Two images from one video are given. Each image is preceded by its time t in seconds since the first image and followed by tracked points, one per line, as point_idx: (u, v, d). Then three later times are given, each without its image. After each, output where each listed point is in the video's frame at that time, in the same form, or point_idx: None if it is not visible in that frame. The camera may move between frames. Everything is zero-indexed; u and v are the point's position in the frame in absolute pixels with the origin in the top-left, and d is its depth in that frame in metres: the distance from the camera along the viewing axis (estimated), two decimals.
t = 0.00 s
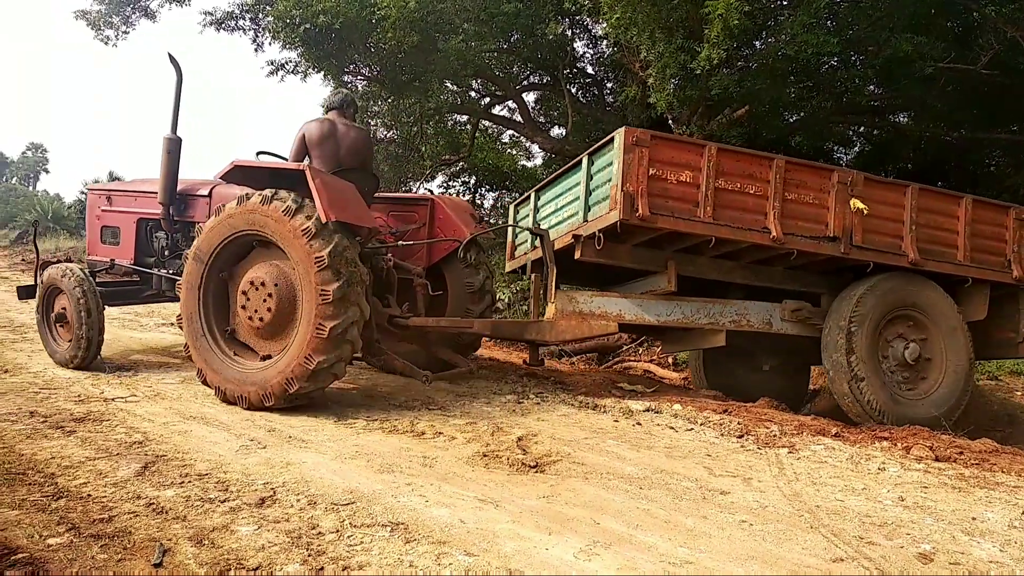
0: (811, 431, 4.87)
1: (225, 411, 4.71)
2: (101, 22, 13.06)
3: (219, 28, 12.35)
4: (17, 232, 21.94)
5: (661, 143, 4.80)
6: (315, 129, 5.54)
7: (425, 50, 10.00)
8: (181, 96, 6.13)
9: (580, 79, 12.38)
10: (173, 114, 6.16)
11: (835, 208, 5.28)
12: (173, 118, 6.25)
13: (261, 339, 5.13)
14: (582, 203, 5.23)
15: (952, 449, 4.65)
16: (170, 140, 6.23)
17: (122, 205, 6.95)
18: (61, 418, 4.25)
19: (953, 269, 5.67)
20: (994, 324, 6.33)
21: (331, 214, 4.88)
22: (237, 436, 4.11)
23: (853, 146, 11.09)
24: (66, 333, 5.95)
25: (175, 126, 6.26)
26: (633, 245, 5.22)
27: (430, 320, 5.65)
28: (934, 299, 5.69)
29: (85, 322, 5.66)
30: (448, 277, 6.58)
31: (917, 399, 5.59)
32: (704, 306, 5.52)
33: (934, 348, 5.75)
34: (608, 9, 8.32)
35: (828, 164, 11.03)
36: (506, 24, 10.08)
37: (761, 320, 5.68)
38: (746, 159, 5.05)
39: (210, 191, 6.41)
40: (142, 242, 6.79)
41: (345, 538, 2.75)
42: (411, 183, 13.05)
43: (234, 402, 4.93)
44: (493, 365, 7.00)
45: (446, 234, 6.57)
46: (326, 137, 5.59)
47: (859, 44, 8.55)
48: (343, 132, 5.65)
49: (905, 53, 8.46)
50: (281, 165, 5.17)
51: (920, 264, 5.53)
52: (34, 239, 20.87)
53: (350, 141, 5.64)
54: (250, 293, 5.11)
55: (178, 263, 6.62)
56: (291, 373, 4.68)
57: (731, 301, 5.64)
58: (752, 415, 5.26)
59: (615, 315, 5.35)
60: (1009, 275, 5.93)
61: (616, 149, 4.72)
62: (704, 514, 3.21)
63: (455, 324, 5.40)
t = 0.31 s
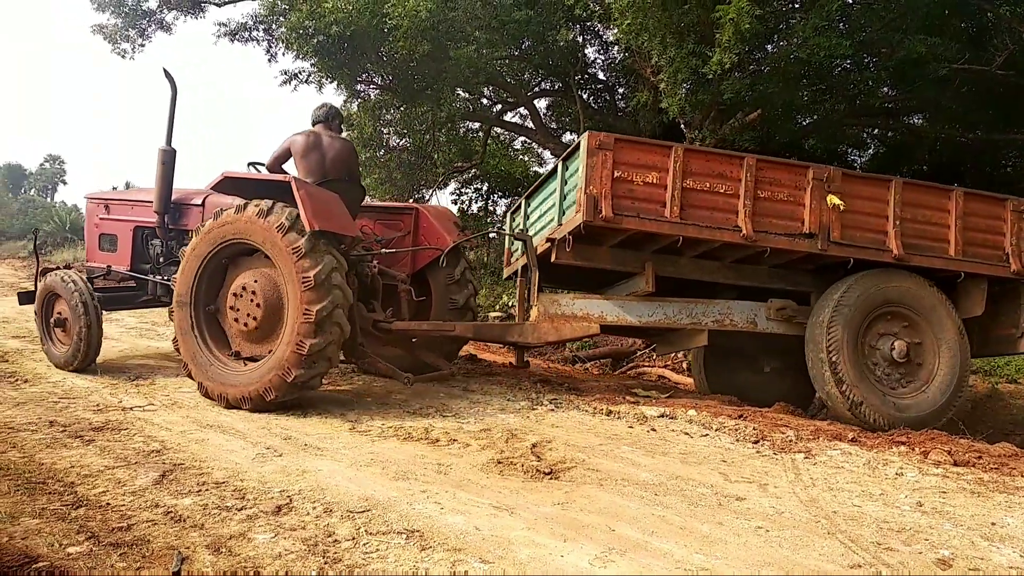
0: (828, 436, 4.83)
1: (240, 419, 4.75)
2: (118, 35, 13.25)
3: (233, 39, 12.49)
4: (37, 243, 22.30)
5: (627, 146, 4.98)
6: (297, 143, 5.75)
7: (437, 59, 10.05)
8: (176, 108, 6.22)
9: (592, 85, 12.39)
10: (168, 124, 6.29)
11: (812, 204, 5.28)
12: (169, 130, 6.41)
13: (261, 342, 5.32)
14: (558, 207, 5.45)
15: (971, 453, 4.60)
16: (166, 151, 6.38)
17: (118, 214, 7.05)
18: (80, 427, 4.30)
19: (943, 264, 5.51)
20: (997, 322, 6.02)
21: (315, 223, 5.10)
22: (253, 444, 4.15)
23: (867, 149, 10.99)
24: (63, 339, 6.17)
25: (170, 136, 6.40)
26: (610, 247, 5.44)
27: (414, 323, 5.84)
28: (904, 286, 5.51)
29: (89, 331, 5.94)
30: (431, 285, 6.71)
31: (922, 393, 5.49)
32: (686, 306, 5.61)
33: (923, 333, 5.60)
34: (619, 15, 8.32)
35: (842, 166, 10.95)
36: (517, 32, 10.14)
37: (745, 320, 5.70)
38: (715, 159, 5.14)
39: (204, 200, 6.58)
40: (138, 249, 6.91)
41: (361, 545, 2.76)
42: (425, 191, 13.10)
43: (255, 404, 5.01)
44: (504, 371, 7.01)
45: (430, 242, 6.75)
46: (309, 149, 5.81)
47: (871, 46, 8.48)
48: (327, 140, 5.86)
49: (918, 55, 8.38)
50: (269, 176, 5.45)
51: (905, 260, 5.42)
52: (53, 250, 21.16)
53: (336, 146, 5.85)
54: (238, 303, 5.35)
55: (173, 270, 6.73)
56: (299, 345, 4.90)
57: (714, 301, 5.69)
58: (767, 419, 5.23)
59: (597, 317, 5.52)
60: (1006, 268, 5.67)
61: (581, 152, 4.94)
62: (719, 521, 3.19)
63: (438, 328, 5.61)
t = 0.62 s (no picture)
0: (841, 437, 4.80)
1: (253, 424, 4.78)
2: (129, 43, 13.39)
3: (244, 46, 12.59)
4: (52, 250, 22.55)
5: (603, 148, 5.09)
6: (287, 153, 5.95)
7: (446, 63, 10.07)
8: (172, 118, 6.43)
9: (601, 87, 12.38)
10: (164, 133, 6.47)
11: (793, 201, 5.27)
12: (166, 138, 6.56)
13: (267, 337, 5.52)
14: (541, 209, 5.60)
15: (986, 454, 4.55)
16: (163, 159, 6.53)
17: (115, 221, 7.18)
18: (94, 433, 4.35)
19: (934, 258, 5.40)
20: (1002, 319, 5.85)
21: (309, 228, 5.38)
22: (266, 448, 4.17)
23: (878, 148, 10.89)
24: (65, 340, 6.39)
25: (167, 145, 6.56)
26: (594, 247, 5.55)
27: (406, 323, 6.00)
28: (874, 284, 5.41)
29: (87, 330, 6.10)
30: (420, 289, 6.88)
31: (921, 381, 5.43)
32: (674, 304, 5.63)
33: (910, 319, 5.49)
34: (627, 17, 8.30)
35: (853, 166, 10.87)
36: (526, 34, 10.17)
37: (733, 318, 5.69)
38: (693, 158, 5.19)
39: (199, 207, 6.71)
40: (135, 255, 7.05)
41: (373, 549, 2.77)
42: (435, 195, 13.12)
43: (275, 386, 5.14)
44: (514, 374, 7.01)
45: (419, 246, 6.87)
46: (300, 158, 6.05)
47: (881, 45, 8.42)
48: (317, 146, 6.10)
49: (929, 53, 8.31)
50: (265, 184, 5.66)
51: (892, 255, 5.34)
52: (68, 255, 21.37)
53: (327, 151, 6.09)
54: (235, 310, 5.59)
55: (169, 274, 6.86)
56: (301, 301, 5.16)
57: (701, 299, 5.69)
58: (779, 421, 5.20)
59: (585, 317, 5.58)
60: (1006, 262, 5.47)
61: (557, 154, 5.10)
62: (732, 523, 3.18)
63: (428, 330, 5.74)
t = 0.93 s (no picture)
0: (853, 436, 4.77)
1: (264, 424, 4.81)
2: (140, 45, 13.48)
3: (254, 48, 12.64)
4: (66, 251, 22.76)
5: (589, 147, 5.23)
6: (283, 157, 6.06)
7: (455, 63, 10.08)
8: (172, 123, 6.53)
9: (609, 85, 12.34)
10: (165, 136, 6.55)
11: (782, 195, 5.26)
12: (166, 141, 6.61)
13: (279, 326, 5.57)
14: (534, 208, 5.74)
15: (1000, 452, 4.51)
16: (163, 164, 6.59)
17: (115, 223, 7.26)
18: (108, 433, 4.39)
19: (928, 251, 5.30)
20: (1007, 314, 5.76)
21: (315, 230, 5.46)
22: (277, 448, 4.20)
23: (890, 144, 10.80)
24: (68, 342, 6.49)
25: (167, 148, 6.63)
26: (587, 244, 5.70)
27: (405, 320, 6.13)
28: (854, 283, 5.34)
29: (91, 327, 6.24)
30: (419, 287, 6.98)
31: (923, 367, 5.35)
32: (668, 301, 5.70)
33: (899, 308, 5.41)
34: (635, 15, 8.28)
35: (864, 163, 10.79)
36: (534, 33, 10.16)
37: (728, 314, 5.71)
38: (680, 154, 5.26)
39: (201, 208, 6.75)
40: (136, 256, 7.14)
41: (385, 548, 2.78)
42: (444, 195, 13.13)
43: (302, 356, 5.22)
44: (523, 373, 7.02)
45: (417, 246, 6.94)
46: (298, 160, 6.19)
47: (892, 41, 8.30)
48: (312, 148, 6.24)
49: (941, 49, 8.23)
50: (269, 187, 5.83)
51: (883, 248, 5.28)
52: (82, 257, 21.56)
53: (323, 153, 6.24)
54: (242, 316, 5.64)
55: (170, 275, 6.96)
56: (295, 260, 5.33)
57: (694, 295, 5.74)
58: (791, 419, 5.17)
59: (580, 313, 5.72)
60: (1004, 255, 5.32)
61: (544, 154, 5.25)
62: (743, 522, 3.17)
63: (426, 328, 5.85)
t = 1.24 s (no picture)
0: (854, 434, 4.76)
1: (266, 420, 4.81)
2: (142, 42, 13.47)
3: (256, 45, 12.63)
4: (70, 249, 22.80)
5: (575, 144, 5.34)
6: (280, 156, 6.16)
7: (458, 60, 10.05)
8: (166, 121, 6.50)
9: (612, 82, 12.31)
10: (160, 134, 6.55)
11: (768, 190, 5.29)
12: (160, 138, 6.63)
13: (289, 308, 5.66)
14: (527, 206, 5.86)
15: (1001, 451, 4.50)
16: (158, 161, 6.59)
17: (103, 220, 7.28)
18: (110, 429, 4.40)
19: (917, 246, 5.27)
20: (1006, 310, 5.62)
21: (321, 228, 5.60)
22: (278, 445, 4.21)
23: (893, 142, 10.74)
24: (62, 339, 6.52)
25: (162, 146, 6.63)
26: (577, 240, 5.81)
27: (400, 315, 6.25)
28: (831, 283, 5.33)
29: (85, 320, 6.27)
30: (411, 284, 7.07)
31: (915, 355, 5.30)
32: (658, 295, 5.73)
33: (882, 300, 5.39)
34: (638, 12, 8.26)
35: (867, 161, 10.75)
36: (537, 30, 10.15)
37: (717, 309, 5.70)
38: (665, 150, 5.33)
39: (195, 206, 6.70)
40: (125, 253, 7.16)
41: (385, 545, 2.78)
42: (446, 192, 13.12)
43: (320, 316, 5.34)
44: (524, 370, 7.02)
45: (409, 244, 7.00)
46: (294, 159, 6.27)
47: (896, 39, 8.25)
48: (307, 147, 6.36)
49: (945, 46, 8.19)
50: (271, 187, 5.94)
51: (871, 243, 5.27)
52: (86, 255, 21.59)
53: (318, 152, 6.37)
54: (250, 314, 5.68)
55: (162, 272, 7.05)
56: (283, 233, 5.51)
57: (684, 290, 5.74)
58: (792, 418, 5.17)
59: (571, 308, 5.81)
60: (997, 250, 5.25)
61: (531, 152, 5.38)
62: (744, 520, 3.17)
63: (421, 321, 5.98)
